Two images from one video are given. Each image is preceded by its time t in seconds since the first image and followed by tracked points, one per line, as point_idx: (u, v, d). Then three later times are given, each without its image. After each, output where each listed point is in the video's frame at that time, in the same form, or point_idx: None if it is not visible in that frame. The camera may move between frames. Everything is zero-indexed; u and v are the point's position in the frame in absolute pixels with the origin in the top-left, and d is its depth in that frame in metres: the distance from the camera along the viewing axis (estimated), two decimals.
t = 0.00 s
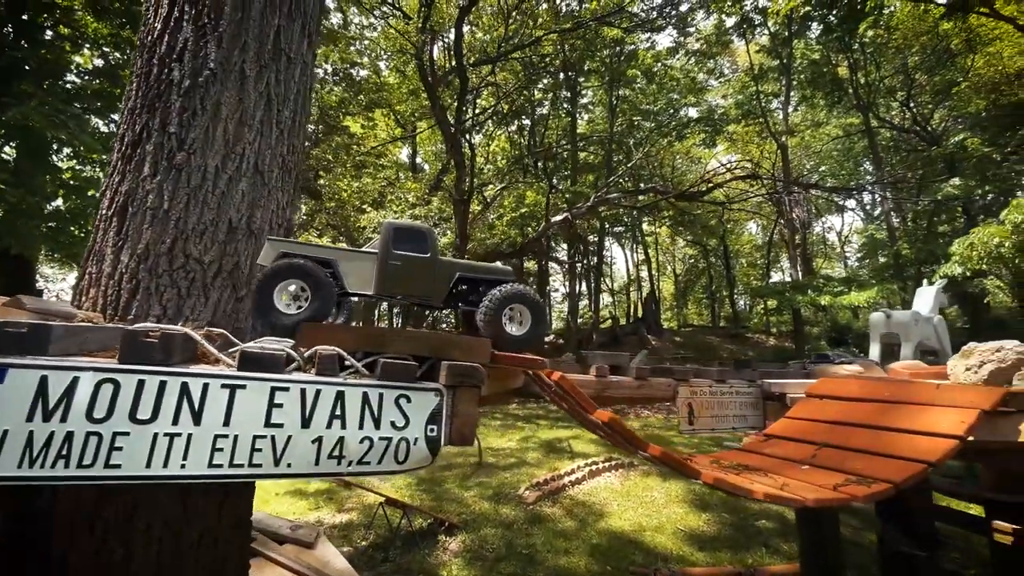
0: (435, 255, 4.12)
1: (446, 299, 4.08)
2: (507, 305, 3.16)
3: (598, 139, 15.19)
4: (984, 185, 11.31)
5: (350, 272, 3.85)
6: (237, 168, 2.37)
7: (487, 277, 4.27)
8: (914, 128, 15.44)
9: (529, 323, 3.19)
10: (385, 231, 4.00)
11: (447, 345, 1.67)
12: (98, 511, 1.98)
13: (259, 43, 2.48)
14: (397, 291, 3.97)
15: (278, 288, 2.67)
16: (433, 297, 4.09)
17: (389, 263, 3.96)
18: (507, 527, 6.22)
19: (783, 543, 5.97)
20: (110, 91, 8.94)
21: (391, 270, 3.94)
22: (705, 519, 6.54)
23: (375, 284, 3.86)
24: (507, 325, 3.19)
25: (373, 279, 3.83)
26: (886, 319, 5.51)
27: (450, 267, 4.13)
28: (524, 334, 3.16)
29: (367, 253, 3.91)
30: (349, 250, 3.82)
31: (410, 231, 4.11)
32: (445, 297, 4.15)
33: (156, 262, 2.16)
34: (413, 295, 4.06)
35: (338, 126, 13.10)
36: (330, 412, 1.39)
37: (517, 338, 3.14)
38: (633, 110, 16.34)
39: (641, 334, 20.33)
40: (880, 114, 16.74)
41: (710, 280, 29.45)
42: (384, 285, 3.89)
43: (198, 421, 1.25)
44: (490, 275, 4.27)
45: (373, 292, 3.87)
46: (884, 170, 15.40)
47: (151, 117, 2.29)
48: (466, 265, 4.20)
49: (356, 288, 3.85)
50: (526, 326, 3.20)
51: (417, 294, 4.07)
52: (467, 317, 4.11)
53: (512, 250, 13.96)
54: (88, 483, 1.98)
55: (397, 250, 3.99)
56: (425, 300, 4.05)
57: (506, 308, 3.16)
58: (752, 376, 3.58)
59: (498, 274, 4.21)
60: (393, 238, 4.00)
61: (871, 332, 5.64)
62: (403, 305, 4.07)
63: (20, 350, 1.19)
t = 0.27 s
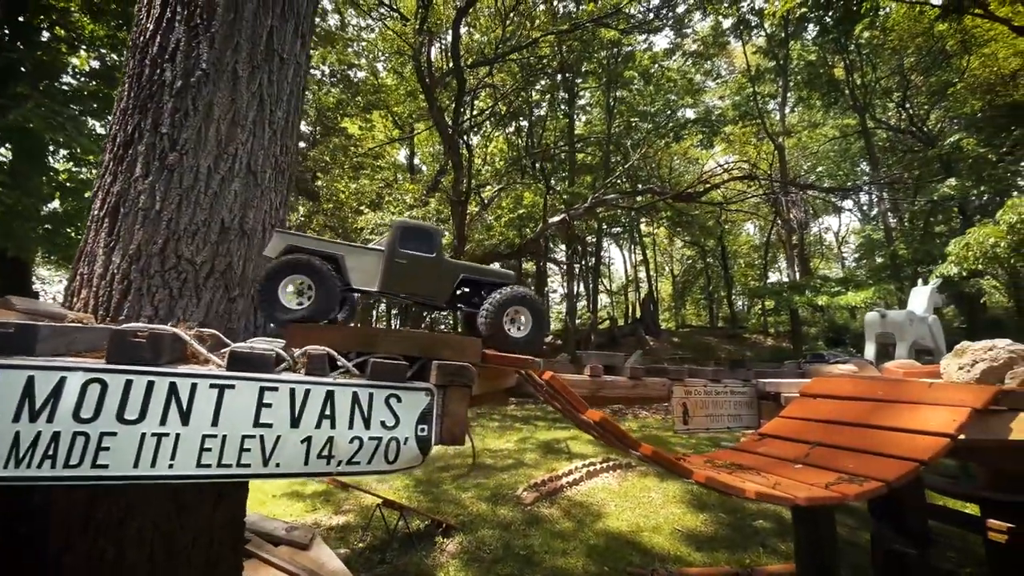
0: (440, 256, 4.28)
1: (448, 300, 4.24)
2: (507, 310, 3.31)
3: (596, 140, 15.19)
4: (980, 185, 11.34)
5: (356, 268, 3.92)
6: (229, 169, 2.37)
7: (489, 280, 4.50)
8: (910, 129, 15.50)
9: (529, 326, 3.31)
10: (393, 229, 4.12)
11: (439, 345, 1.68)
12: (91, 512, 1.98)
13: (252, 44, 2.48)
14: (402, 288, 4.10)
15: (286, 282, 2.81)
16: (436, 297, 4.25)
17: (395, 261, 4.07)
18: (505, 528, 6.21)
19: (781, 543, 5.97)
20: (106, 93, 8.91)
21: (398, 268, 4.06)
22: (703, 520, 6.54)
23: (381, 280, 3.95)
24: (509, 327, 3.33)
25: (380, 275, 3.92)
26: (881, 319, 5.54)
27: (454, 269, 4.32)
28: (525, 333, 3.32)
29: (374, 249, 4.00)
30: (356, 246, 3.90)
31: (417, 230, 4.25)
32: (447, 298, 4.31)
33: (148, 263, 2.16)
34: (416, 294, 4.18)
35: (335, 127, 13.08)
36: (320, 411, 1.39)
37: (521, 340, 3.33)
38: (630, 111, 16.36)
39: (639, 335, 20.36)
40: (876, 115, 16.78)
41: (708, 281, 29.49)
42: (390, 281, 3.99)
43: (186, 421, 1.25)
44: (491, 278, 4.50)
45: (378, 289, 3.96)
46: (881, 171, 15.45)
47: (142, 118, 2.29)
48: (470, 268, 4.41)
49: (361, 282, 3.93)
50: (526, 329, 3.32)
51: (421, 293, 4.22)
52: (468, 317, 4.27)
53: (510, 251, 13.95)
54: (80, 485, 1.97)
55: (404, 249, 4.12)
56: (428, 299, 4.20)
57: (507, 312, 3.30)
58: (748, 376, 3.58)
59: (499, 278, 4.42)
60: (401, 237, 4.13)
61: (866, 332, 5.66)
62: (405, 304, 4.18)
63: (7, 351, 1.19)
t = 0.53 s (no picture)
0: (441, 259, 4.28)
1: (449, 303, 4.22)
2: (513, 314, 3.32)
3: (594, 141, 15.15)
4: (977, 186, 11.34)
5: (355, 269, 3.85)
6: (218, 169, 2.33)
7: (489, 284, 4.52)
8: (907, 130, 15.51)
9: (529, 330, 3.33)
10: (395, 230, 4.09)
11: (430, 349, 1.64)
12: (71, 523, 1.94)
13: (242, 43, 2.45)
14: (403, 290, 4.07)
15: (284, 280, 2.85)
16: (436, 300, 4.25)
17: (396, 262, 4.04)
18: (503, 530, 6.16)
19: (780, 545, 5.93)
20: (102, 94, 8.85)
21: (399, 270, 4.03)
22: (702, 522, 6.50)
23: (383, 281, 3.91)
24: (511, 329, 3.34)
25: (381, 277, 3.87)
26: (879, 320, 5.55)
27: (454, 272, 4.32)
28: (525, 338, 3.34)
29: (375, 250, 3.97)
30: (357, 247, 3.86)
31: (417, 232, 4.23)
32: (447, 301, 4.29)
33: (135, 265, 2.12)
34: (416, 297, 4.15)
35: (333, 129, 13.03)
36: (305, 418, 1.35)
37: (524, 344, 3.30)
38: (628, 112, 16.35)
39: (638, 335, 20.33)
40: (874, 115, 16.78)
41: (706, 282, 29.47)
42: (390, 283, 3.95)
43: (166, 429, 1.21)
44: (490, 283, 4.52)
45: (379, 290, 3.90)
46: (879, 172, 15.45)
47: (130, 118, 2.25)
48: (470, 271, 4.42)
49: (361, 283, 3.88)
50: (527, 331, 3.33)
51: (421, 295, 4.20)
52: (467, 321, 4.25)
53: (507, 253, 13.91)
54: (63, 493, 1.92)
55: (405, 251, 4.09)
56: (428, 302, 4.17)
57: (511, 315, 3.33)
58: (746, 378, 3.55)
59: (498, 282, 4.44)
60: (403, 238, 4.10)
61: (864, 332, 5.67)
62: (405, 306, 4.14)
63: None
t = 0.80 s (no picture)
0: (432, 258, 4.23)
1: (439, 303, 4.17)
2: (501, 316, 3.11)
3: (589, 142, 15.10)
4: (970, 186, 11.34)
5: (343, 268, 3.96)
6: (192, 165, 2.27)
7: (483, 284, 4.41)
8: (902, 130, 15.54)
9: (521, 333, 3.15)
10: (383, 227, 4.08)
11: (403, 349, 1.61)
12: (48, 530, 1.80)
13: (218, 36, 2.39)
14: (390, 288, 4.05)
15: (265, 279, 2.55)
16: (426, 299, 4.19)
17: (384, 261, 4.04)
18: (496, 532, 6.08)
19: (776, 546, 5.87)
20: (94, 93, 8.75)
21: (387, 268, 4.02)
22: (697, 522, 6.44)
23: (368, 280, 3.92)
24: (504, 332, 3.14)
25: (366, 276, 3.88)
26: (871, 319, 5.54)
27: (446, 272, 4.25)
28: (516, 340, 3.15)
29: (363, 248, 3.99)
30: (346, 244, 3.91)
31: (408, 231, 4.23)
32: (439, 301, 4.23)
33: (104, 264, 2.06)
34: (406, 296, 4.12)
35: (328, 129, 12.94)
36: (269, 421, 1.30)
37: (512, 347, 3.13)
38: (624, 113, 16.34)
39: (634, 335, 20.28)
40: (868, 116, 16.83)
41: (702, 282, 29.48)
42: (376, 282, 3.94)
43: (118, 433, 1.16)
44: (484, 284, 4.41)
45: (364, 289, 3.92)
46: (873, 172, 15.47)
47: (101, 112, 2.19)
48: (463, 271, 4.33)
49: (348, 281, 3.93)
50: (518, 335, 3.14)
51: (410, 294, 4.16)
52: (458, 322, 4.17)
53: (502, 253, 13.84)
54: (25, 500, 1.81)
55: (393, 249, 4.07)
56: (417, 301, 4.13)
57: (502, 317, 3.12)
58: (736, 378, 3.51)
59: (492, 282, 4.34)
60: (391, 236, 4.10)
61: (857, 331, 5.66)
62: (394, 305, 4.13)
63: None
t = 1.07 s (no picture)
0: (432, 258, 4.40)
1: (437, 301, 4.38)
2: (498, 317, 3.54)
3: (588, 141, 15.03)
4: (967, 184, 11.31)
5: (347, 264, 4.17)
6: (177, 161, 2.23)
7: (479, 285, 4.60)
8: (900, 128, 15.53)
9: (517, 337, 3.57)
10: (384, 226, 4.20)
11: (391, 347, 1.58)
12: (49, 527, 1.76)
13: (204, 29, 2.35)
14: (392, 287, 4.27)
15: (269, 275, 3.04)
16: (426, 298, 4.41)
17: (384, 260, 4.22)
18: (494, 531, 6.05)
19: (773, 544, 5.86)
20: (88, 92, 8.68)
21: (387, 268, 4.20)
22: (694, 521, 6.43)
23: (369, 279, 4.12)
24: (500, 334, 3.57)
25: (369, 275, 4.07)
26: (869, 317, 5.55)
27: (445, 273, 4.45)
28: (515, 342, 3.58)
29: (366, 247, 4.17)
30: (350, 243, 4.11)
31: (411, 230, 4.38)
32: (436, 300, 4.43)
33: (87, 261, 2.02)
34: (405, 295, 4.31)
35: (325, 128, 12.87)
36: (250, 422, 1.27)
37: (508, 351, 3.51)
38: (622, 112, 16.29)
39: (632, 334, 20.26)
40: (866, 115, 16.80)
41: (701, 281, 29.47)
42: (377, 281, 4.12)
43: (91, 435, 1.12)
44: (482, 284, 4.61)
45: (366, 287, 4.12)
46: (871, 170, 15.44)
47: (84, 106, 2.15)
48: (462, 272, 4.52)
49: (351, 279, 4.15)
50: (513, 338, 3.56)
51: (410, 293, 4.38)
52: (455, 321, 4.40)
53: (500, 253, 13.81)
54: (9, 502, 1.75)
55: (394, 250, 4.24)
56: (416, 301, 4.33)
57: (504, 319, 3.53)
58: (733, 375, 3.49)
59: (488, 283, 4.55)
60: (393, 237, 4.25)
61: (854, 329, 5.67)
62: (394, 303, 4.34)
63: None
